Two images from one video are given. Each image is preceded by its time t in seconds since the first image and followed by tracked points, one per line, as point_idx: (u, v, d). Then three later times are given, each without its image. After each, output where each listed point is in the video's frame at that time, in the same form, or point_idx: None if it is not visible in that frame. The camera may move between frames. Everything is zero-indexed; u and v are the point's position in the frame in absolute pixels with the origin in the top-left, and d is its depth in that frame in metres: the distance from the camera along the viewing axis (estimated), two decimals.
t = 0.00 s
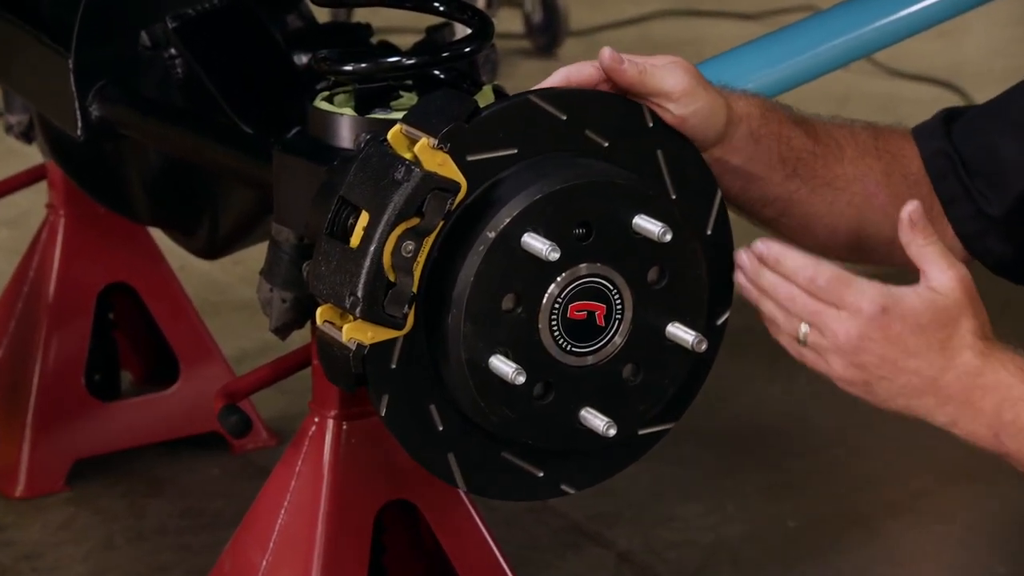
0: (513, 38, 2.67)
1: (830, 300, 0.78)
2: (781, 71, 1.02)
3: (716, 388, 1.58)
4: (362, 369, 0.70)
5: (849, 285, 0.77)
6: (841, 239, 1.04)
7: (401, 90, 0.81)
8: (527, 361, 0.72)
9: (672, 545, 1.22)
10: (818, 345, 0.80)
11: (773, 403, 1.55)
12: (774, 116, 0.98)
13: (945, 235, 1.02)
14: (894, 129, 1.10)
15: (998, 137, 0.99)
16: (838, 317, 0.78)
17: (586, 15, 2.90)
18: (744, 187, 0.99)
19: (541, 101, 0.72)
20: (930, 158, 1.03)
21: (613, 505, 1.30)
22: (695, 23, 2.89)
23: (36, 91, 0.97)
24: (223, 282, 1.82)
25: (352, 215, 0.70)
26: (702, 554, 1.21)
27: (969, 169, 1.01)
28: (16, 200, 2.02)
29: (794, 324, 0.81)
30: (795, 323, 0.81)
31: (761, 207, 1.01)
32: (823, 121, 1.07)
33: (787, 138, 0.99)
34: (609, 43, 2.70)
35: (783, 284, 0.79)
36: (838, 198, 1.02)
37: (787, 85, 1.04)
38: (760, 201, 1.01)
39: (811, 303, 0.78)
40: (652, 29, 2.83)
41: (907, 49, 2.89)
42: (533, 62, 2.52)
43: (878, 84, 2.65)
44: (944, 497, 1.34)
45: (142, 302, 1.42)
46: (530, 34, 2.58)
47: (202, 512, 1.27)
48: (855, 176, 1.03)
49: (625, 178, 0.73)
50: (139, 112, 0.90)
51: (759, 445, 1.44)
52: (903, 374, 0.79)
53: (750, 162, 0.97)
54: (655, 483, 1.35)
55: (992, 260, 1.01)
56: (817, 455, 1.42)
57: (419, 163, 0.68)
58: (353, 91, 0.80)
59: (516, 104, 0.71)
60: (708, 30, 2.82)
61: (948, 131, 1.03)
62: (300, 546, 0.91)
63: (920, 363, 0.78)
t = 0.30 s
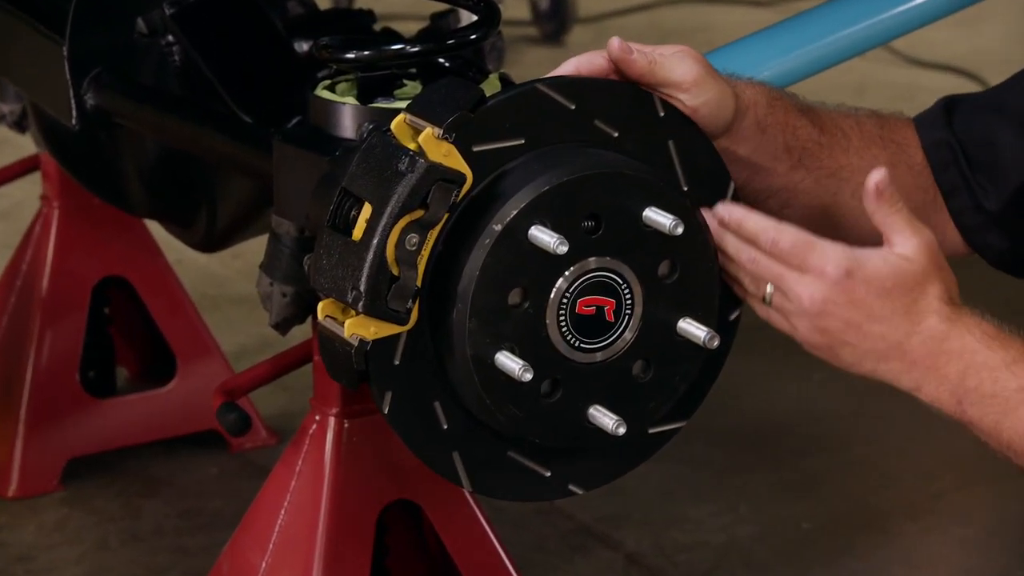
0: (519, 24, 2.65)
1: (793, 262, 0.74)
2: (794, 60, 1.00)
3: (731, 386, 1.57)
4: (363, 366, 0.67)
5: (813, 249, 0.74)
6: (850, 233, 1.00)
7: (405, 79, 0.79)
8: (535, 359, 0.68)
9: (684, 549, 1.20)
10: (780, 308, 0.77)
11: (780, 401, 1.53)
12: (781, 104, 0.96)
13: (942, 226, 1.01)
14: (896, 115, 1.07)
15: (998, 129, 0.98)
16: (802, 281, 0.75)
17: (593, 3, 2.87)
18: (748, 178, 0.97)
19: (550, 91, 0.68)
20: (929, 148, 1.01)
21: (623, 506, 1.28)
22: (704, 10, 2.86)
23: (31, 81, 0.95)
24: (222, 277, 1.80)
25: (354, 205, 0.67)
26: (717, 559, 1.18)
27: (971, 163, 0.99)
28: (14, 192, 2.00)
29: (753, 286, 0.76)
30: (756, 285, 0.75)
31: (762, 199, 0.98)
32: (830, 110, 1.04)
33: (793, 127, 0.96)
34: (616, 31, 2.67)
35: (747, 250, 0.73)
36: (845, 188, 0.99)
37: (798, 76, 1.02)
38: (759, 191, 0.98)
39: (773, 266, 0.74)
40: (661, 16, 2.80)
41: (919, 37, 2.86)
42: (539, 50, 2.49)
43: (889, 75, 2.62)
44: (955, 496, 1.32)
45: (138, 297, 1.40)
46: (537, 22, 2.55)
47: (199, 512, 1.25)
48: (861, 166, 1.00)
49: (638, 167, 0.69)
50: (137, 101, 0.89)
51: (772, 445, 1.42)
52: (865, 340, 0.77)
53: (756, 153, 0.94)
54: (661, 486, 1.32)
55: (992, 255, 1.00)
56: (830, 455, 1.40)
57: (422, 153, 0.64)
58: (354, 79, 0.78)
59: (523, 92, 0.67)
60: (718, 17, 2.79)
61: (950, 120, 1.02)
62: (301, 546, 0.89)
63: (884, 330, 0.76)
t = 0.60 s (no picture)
0: (526, 23, 2.64)
1: (788, 195, 0.76)
2: (802, 63, 0.99)
3: (740, 390, 1.56)
4: (368, 371, 0.65)
5: (807, 180, 0.75)
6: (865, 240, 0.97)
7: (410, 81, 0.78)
8: (542, 364, 0.67)
9: (691, 555, 1.19)
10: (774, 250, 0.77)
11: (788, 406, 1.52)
12: (794, 109, 0.96)
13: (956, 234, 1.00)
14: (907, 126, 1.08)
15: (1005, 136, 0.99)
16: (797, 214, 0.76)
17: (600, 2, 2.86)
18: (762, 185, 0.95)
19: (558, 91, 0.67)
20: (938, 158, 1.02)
21: (631, 513, 1.27)
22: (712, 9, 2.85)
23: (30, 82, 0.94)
24: (226, 280, 1.80)
25: (359, 209, 0.66)
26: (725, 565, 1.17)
27: (981, 170, 1.00)
28: (16, 194, 1.99)
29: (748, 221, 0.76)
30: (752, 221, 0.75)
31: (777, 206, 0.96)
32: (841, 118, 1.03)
33: (806, 132, 0.96)
34: (624, 31, 2.66)
35: (746, 190, 0.74)
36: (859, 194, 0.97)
37: (807, 78, 1.01)
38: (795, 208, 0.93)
39: (769, 201, 0.75)
40: (670, 15, 2.78)
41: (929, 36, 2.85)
42: (545, 50, 2.48)
43: (900, 75, 2.61)
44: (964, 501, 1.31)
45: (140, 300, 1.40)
46: (544, 21, 2.54)
47: (202, 519, 1.24)
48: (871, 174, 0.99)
49: (647, 170, 0.68)
50: (139, 103, 0.88)
51: (781, 451, 1.41)
52: (861, 274, 0.78)
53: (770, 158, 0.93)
54: (669, 491, 1.31)
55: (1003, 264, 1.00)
56: (838, 461, 1.39)
57: (427, 155, 0.63)
58: (360, 81, 0.77)
59: (529, 94, 0.65)
60: (725, 17, 2.79)
61: (959, 130, 1.03)
62: (306, 552, 0.88)
63: (878, 262, 0.77)
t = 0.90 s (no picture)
0: (527, 16, 2.63)
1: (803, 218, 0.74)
2: (808, 57, 0.99)
3: (742, 388, 1.56)
4: (368, 369, 0.65)
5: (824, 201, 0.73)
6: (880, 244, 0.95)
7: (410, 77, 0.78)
8: (544, 361, 0.66)
9: (695, 554, 1.19)
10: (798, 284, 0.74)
11: (790, 404, 1.52)
12: (808, 112, 0.93)
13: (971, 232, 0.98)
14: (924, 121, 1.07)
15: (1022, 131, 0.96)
16: (813, 237, 0.73)
17: None
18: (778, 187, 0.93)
19: (561, 87, 0.66)
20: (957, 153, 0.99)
21: (632, 512, 1.26)
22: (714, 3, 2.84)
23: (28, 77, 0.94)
24: (225, 277, 1.79)
25: (359, 205, 0.65)
26: (728, 564, 1.17)
27: (999, 168, 0.97)
28: (14, 190, 1.99)
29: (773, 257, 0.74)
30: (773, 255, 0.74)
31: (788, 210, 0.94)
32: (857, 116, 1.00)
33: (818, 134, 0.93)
34: (626, 26, 2.65)
35: (763, 213, 0.73)
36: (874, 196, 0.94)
37: (810, 73, 1.00)
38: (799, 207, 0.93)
39: (792, 224, 0.73)
40: (672, 10, 2.77)
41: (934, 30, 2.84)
42: (547, 45, 2.47)
43: (905, 71, 2.60)
44: (969, 501, 1.30)
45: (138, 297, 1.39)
46: (545, 16, 2.54)
47: (200, 518, 1.23)
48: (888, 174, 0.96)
49: (651, 167, 0.67)
50: (138, 99, 0.87)
51: (783, 449, 1.41)
52: (884, 295, 0.72)
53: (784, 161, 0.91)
54: (671, 490, 1.31)
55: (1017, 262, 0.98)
56: (841, 460, 1.39)
57: (428, 151, 0.62)
58: (359, 76, 0.76)
59: (531, 89, 0.65)
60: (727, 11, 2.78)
61: (976, 123, 1.00)
62: (306, 552, 0.88)
63: (903, 279, 0.71)
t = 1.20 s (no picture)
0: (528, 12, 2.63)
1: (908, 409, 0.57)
2: (812, 50, 0.98)
3: (744, 384, 1.55)
4: (367, 364, 0.64)
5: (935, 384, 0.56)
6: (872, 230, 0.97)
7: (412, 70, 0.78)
8: (544, 356, 0.66)
9: (696, 551, 1.18)
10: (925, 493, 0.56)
11: (791, 401, 1.51)
12: (811, 102, 0.88)
13: (967, 223, 0.99)
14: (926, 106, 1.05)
15: None
16: (931, 430, 0.55)
17: None
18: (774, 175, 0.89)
19: (563, 82, 0.66)
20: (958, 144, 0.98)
21: (632, 509, 1.26)
22: None
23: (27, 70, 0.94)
24: (224, 273, 1.79)
25: (359, 199, 0.65)
26: (729, 562, 1.17)
27: (1000, 161, 0.97)
28: (13, 185, 1.98)
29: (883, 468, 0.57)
30: (886, 465, 0.57)
31: (788, 193, 0.92)
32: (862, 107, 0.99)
33: (819, 125, 0.89)
34: (627, 21, 2.64)
35: (845, 383, 0.57)
36: (871, 186, 0.95)
37: (815, 68, 1.00)
38: (792, 186, 0.91)
39: (903, 420, 0.56)
40: (674, 4, 2.77)
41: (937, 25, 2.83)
42: (548, 39, 2.46)
43: (907, 65, 2.59)
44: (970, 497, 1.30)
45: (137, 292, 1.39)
46: (546, 10, 2.53)
47: (199, 514, 1.23)
48: (888, 165, 0.96)
49: (653, 162, 0.67)
50: (137, 93, 0.87)
51: (783, 446, 1.40)
52: None
53: (783, 151, 0.87)
54: (672, 487, 1.31)
55: (1011, 256, 0.98)
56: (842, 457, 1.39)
57: (429, 146, 0.62)
58: (359, 70, 0.76)
59: (533, 83, 0.64)
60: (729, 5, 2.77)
61: (977, 113, 0.99)
62: (305, 548, 0.87)
63: None
